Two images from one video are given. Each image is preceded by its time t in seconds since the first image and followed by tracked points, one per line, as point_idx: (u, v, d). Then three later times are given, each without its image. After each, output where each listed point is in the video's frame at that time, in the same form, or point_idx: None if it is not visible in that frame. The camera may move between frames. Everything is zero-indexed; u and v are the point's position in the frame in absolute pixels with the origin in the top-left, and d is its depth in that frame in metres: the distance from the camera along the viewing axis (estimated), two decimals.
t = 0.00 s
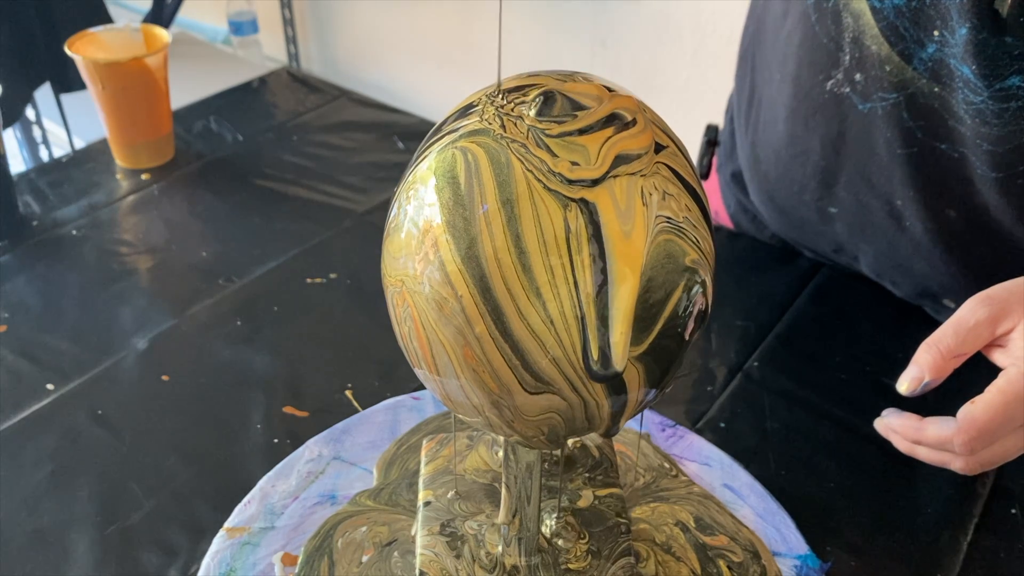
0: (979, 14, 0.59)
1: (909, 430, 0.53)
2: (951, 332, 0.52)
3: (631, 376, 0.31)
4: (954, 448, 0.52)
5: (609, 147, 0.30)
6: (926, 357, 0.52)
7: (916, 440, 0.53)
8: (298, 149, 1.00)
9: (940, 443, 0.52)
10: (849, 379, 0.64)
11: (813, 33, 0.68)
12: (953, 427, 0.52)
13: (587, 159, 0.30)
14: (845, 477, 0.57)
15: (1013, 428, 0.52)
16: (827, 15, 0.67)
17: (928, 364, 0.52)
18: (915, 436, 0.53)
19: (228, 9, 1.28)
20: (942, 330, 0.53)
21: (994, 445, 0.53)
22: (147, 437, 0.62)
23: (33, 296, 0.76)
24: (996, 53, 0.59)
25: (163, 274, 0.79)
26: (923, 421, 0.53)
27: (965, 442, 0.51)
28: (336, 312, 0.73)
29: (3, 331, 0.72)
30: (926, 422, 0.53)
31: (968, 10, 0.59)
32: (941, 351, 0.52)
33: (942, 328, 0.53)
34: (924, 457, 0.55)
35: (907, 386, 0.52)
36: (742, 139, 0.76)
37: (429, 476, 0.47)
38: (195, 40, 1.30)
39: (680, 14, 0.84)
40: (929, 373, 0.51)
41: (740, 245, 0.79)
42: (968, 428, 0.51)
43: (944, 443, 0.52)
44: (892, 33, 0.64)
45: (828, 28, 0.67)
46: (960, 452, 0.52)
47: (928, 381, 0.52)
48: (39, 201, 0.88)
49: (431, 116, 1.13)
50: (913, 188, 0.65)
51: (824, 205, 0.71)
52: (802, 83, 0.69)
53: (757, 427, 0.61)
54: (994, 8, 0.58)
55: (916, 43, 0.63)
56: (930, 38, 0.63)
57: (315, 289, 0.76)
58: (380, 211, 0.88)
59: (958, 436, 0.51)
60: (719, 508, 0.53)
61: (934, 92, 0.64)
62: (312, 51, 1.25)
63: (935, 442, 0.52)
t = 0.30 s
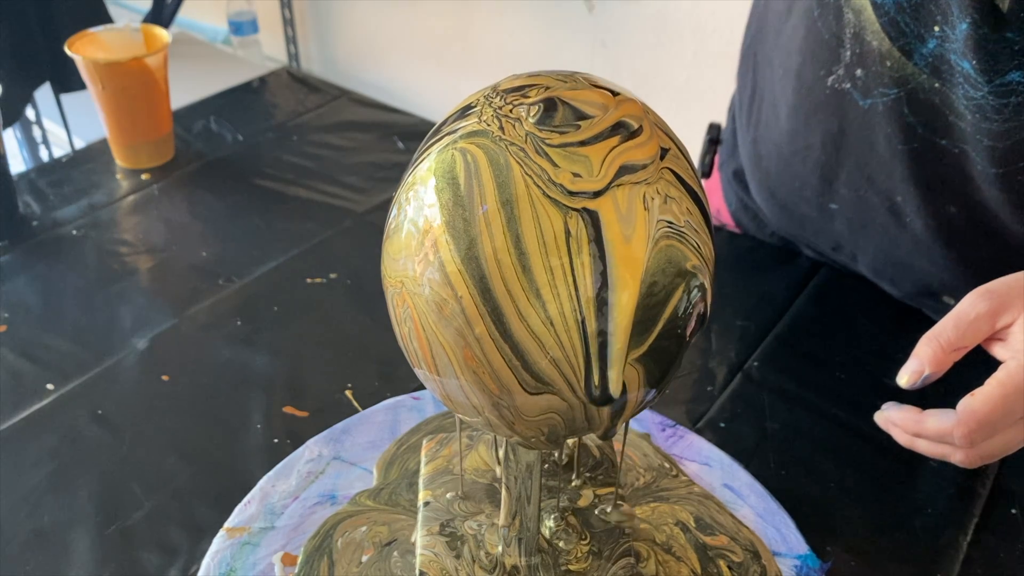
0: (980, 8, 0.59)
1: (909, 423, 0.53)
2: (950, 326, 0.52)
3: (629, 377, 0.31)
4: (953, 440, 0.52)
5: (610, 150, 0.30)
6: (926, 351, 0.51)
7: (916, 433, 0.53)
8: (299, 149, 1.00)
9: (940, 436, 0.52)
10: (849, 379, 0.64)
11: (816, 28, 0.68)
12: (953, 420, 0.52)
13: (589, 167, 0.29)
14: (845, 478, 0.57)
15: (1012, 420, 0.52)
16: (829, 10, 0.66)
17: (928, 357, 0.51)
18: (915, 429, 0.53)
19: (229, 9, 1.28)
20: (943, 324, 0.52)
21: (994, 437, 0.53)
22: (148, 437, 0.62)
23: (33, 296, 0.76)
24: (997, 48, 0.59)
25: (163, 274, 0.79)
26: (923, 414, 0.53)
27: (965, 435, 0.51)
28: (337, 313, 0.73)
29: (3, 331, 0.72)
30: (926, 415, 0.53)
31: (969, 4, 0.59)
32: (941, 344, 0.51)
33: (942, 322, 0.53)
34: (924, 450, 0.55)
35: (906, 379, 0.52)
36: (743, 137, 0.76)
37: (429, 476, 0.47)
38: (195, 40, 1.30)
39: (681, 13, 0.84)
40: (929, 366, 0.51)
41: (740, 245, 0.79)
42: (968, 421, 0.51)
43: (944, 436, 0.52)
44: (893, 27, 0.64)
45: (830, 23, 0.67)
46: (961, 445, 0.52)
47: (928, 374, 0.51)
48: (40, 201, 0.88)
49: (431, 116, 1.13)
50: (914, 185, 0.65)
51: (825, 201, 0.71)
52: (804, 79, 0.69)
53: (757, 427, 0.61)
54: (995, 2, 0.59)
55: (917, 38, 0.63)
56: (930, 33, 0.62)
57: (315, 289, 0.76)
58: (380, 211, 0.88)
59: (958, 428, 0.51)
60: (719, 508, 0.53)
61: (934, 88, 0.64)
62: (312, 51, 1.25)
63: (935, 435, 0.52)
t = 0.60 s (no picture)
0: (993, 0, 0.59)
1: (921, 414, 0.54)
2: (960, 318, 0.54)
3: (628, 378, 0.31)
4: (965, 431, 0.53)
5: (610, 152, 0.30)
6: (937, 342, 0.53)
7: (927, 424, 0.54)
8: (299, 149, 1.00)
9: (952, 426, 0.53)
10: (849, 379, 0.64)
11: (827, 21, 0.68)
12: (965, 410, 0.53)
13: (590, 176, 0.29)
14: (846, 478, 0.57)
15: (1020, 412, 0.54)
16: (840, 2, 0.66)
17: (940, 348, 0.53)
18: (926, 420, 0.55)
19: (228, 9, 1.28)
20: (954, 316, 0.54)
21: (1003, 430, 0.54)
22: (148, 437, 0.62)
23: (33, 296, 0.76)
24: (1009, 40, 0.60)
25: (163, 274, 0.79)
26: (934, 405, 0.54)
27: (977, 425, 0.53)
28: (337, 312, 0.73)
29: (3, 331, 0.72)
30: (937, 406, 0.54)
31: None
32: (952, 335, 0.53)
33: (953, 314, 0.54)
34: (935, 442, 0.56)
35: (918, 370, 0.54)
36: (748, 133, 0.76)
37: (429, 476, 0.47)
38: (195, 40, 1.30)
39: (681, 13, 0.84)
40: (940, 357, 0.53)
41: (739, 245, 0.79)
42: (979, 411, 0.52)
43: (955, 427, 0.53)
44: (904, 20, 0.64)
45: (842, 15, 0.67)
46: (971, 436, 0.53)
47: (939, 365, 0.53)
48: (39, 201, 0.88)
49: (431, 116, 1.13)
50: (922, 178, 0.65)
51: (832, 196, 0.71)
52: (814, 72, 0.69)
53: (757, 427, 0.61)
54: None
55: (928, 31, 0.63)
56: (941, 26, 0.62)
57: (315, 289, 0.76)
58: (380, 211, 0.88)
59: (970, 419, 0.52)
60: (719, 508, 0.53)
61: (944, 81, 0.63)
62: (312, 51, 1.25)
63: (947, 425, 0.53)
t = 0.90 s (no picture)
0: None
1: (963, 401, 0.53)
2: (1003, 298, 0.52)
3: (627, 379, 0.31)
4: (1011, 416, 0.52)
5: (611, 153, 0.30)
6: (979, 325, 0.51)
7: (971, 410, 0.53)
8: (299, 149, 1.00)
9: (998, 412, 0.52)
10: (849, 379, 0.64)
11: (857, 8, 0.66)
12: (1010, 396, 0.51)
13: (591, 177, 0.29)
14: (846, 478, 0.57)
15: None
16: None
17: (980, 334, 0.51)
18: (969, 407, 0.53)
19: (228, 9, 1.28)
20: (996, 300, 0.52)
21: None
22: (148, 437, 0.62)
23: (33, 296, 0.76)
24: None
25: (164, 274, 0.79)
26: (977, 391, 0.53)
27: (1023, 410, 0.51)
28: (337, 312, 0.73)
29: (3, 331, 0.72)
30: (979, 392, 0.53)
31: None
32: (993, 321, 0.51)
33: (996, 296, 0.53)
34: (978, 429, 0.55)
35: (958, 357, 0.51)
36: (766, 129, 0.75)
37: (429, 475, 0.47)
38: (195, 40, 1.30)
39: (681, 12, 0.84)
40: (981, 343, 0.51)
41: (739, 245, 0.79)
42: None
43: (1001, 412, 0.52)
44: (938, 5, 0.62)
45: (873, 3, 0.65)
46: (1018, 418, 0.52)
47: (980, 351, 0.51)
48: (39, 201, 0.88)
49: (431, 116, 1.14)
50: (951, 168, 0.63)
51: (855, 188, 0.70)
52: (842, 62, 0.67)
53: (757, 427, 0.61)
54: None
55: (961, 17, 0.61)
56: (976, 11, 0.61)
57: (315, 289, 0.76)
58: (380, 211, 0.88)
59: (1017, 404, 0.51)
60: (719, 508, 0.52)
61: (976, 69, 0.62)
62: (312, 51, 1.25)
63: (992, 411, 0.52)
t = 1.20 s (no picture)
0: None
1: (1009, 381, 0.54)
2: None
3: (627, 380, 0.31)
4: None
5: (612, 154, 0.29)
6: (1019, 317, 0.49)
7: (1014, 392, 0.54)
8: (299, 149, 1.00)
9: None
10: (849, 379, 0.64)
11: None
12: None
13: (592, 178, 0.29)
14: (846, 478, 0.57)
15: None
16: None
17: None
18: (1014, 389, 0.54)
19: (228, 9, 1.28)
20: None
21: None
22: (147, 437, 0.62)
23: (33, 296, 0.76)
24: None
25: (164, 274, 0.79)
26: None
27: None
28: (337, 313, 0.73)
29: (3, 331, 0.72)
30: None
31: None
32: None
33: None
34: None
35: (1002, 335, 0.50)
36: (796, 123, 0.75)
37: (429, 475, 0.47)
38: (195, 40, 1.30)
39: (681, 13, 0.84)
40: None
41: (739, 245, 0.79)
42: None
43: None
44: None
45: None
46: None
47: None
48: (40, 201, 0.88)
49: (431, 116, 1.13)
50: (991, 159, 0.61)
51: (888, 180, 0.68)
52: (885, 47, 0.65)
53: (757, 427, 0.61)
54: None
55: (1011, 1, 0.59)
56: None
57: (315, 289, 0.76)
58: (380, 211, 0.88)
59: None
60: (719, 508, 0.52)
61: None
62: (313, 51, 1.25)
63: None
